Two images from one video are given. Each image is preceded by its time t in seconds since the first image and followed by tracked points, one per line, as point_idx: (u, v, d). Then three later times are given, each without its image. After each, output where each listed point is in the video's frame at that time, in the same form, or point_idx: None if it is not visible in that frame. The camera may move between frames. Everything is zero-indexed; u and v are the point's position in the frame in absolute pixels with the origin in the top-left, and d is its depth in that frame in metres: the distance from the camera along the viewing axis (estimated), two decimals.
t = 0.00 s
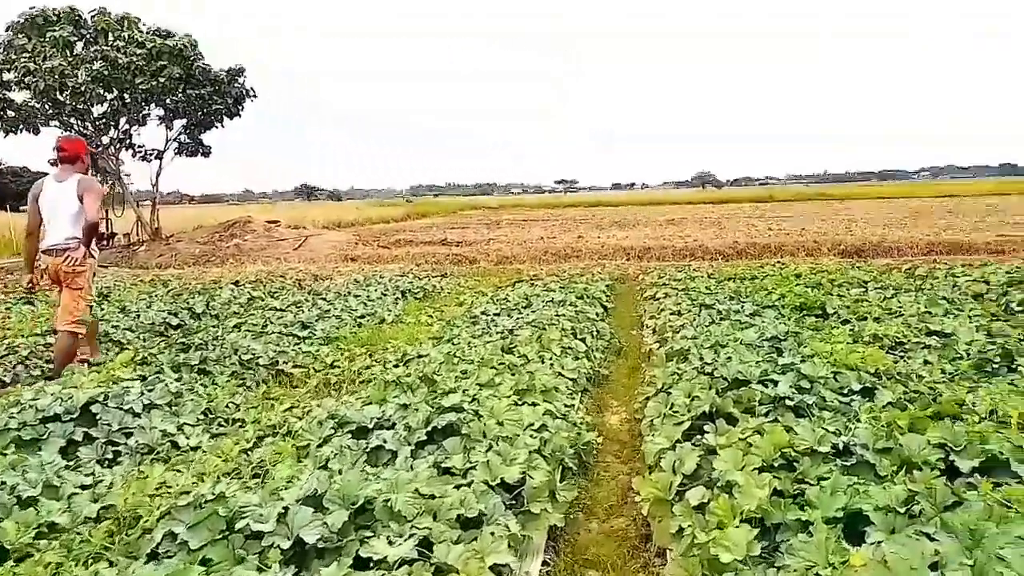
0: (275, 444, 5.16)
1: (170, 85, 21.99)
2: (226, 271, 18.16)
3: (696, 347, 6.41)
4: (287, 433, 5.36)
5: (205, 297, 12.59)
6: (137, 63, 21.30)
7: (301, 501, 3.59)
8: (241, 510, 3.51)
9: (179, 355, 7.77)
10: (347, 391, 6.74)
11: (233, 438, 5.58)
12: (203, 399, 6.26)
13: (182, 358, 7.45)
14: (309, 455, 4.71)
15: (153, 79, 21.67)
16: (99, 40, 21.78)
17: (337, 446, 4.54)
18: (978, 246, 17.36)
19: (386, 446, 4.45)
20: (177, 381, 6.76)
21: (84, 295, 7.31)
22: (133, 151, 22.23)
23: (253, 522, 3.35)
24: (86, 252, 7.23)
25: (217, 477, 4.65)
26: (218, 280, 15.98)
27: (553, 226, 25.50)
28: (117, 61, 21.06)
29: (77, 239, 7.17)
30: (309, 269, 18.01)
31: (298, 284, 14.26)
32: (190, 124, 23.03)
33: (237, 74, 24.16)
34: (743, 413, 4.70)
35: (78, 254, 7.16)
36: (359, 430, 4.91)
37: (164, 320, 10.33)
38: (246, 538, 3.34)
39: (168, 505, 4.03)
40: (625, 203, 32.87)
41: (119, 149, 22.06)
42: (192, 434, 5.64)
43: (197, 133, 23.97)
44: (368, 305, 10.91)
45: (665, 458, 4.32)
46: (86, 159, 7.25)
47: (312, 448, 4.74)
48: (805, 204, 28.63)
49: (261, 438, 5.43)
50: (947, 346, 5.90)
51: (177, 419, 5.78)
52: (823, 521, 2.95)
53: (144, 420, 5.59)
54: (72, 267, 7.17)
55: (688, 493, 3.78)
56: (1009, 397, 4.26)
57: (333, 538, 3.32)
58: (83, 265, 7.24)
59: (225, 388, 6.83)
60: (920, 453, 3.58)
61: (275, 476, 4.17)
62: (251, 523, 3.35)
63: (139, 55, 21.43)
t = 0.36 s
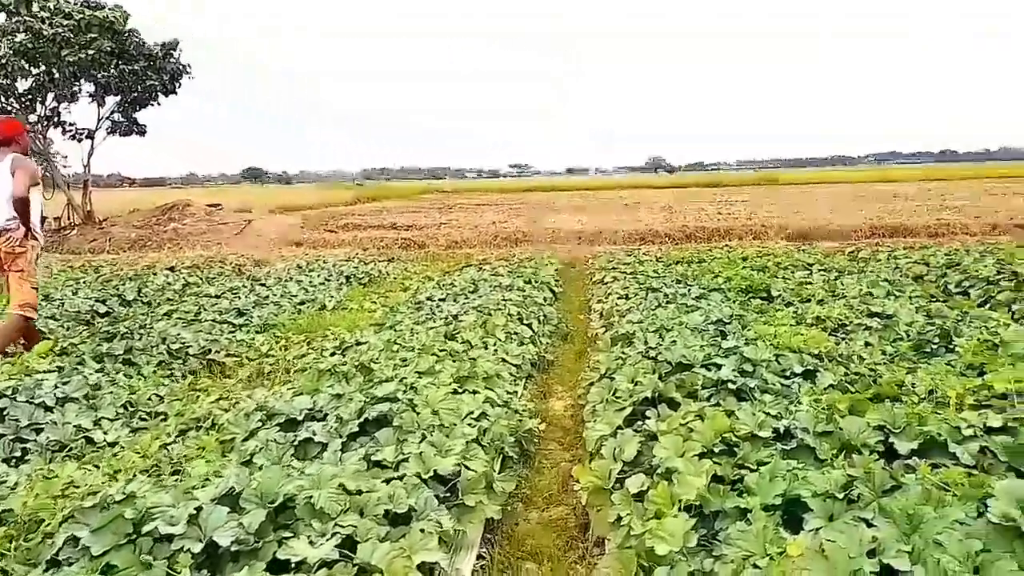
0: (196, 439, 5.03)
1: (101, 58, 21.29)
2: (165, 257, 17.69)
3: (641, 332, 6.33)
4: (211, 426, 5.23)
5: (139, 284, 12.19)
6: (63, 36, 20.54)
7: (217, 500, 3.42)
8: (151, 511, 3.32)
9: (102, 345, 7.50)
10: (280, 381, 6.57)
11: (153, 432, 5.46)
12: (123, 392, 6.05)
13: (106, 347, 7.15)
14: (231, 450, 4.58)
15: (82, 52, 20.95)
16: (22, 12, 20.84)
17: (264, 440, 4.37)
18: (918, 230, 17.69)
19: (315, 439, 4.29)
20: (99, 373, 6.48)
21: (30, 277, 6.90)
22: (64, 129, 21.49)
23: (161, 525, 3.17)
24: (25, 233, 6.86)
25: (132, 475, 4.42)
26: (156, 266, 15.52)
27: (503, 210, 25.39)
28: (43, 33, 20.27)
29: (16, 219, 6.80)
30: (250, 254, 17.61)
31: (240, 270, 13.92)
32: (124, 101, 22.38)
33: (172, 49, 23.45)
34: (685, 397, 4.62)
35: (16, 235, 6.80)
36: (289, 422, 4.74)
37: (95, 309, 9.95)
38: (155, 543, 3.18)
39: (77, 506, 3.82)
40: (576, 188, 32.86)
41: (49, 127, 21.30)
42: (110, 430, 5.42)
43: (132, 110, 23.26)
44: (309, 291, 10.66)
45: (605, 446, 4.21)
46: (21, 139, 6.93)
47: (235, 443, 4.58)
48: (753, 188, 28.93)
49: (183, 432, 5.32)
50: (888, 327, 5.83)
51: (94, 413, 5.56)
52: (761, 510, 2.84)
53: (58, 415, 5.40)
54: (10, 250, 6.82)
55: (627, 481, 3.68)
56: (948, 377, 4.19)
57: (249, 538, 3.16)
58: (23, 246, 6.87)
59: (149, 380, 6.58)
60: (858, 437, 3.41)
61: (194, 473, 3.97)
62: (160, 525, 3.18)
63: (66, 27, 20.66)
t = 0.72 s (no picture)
0: (137, 434, 4.47)
1: (51, 44, 20.32)
2: (106, 243, 16.96)
3: (593, 321, 6.09)
4: (152, 421, 4.72)
5: (83, 270, 11.58)
6: (10, 18, 19.53)
7: (146, 508, 3.09)
8: (77, 519, 2.99)
9: (44, 334, 7.01)
10: (225, 374, 6.13)
11: (92, 425, 4.87)
12: (61, 384, 5.47)
13: (47, 337, 6.74)
14: (170, 448, 4.09)
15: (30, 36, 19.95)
16: None
17: (198, 438, 3.98)
18: (866, 216, 17.84)
19: (255, 438, 3.92)
20: (38, 364, 6.01)
21: None
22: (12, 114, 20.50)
23: (86, 536, 2.84)
24: None
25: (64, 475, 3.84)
26: (101, 252, 14.89)
27: (455, 196, 25.05)
28: None
29: None
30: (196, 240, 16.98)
31: (183, 256, 13.36)
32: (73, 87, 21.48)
33: (119, 33, 22.60)
34: (641, 392, 4.38)
35: None
36: (228, 419, 4.33)
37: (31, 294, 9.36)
38: (78, 557, 2.85)
39: None
40: (528, 174, 32.61)
41: None
42: (45, 426, 4.87)
43: (79, 95, 22.34)
44: (255, 278, 10.21)
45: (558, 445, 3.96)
46: None
47: (173, 441, 4.10)
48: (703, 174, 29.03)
49: (121, 428, 4.74)
50: (846, 317, 5.73)
51: (30, 408, 5.03)
52: (727, 521, 2.64)
53: None
54: None
55: (583, 486, 3.45)
56: (913, 371, 4.07)
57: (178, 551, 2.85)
58: None
59: (88, 371, 6.06)
60: (826, 437, 3.34)
61: (126, 473, 3.56)
62: (83, 536, 2.84)
63: (14, 10, 19.63)
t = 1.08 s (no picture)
0: (116, 446, 4.09)
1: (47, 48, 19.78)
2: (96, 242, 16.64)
3: (588, 327, 5.86)
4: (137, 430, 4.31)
5: (72, 268, 11.22)
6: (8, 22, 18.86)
7: (119, 530, 2.75)
8: (46, 541, 2.68)
9: (30, 335, 6.62)
10: (211, 380, 5.85)
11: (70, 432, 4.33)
12: (40, 389, 4.91)
13: (33, 338, 6.39)
14: (151, 460, 3.76)
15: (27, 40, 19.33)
16: None
17: (175, 449, 3.66)
18: (862, 219, 17.75)
19: (238, 451, 3.61)
20: (21, 367, 5.64)
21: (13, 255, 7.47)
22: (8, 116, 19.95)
23: (53, 560, 2.53)
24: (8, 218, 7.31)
25: (35, 490, 3.42)
26: (88, 251, 14.56)
27: (445, 196, 24.81)
28: None
29: None
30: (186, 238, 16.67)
31: (170, 256, 13.05)
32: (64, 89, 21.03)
33: (110, 36, 22.40)
34: (641, 406, 4.13)
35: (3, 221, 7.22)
36: (210, 429, 4.00)
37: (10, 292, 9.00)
38: None
39: None
40: (518, 173, 32.35)
41: None
42: (24, 433, 4.25)
43: (71, 96, 21.94)
44: (243, 279, 9.94)
45: (553, 459, 3.70)
46: None
47: (155, 451, 3.77)
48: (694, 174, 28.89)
49: (100, 436, 4.31)
50: (852, 326, 5.58)
51: (9, 412, 4.40)
52: (743, 557, 2.43)
53: None
54: None
55: (581, 507, 3.20)
56: (929, 387, 4.03)
57: None
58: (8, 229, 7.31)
59: (69, 374, 5.65)
60: (844, 460, 3.23)
61: (101, 488, 3.23)
62: (50, 561, 2.53)
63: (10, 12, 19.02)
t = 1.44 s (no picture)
0: (136, 469, 3.88)
1: (78, 58, 20.01)
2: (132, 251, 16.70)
3: (630, 348, 5.62)
4: (160, 453, 4.17)
5: (102, 279, 11.20)
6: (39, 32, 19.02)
7: (135, 565, 2.58)
8: None
9: (53, 347, 6.45)
10: (237, 399, 5.72)
11: (90, 455, 4.18)
12: (61, 407, 4.81)
13: (57, 351, 6.18)
14: (173, 485, 3.65)
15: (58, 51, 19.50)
16: None
17: (198, 474, 3.51)
18: (909, 235, 17.30)
19: (263, 478, 3.42)
20: (42, 383, 5.50)
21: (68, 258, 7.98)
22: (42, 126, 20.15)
23: None
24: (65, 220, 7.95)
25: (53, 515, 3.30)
26: (121, 261, 14.60)
27: (479, 208, 24.69)
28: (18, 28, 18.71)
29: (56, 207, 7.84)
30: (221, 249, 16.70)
31: (202, 267, 13.02)
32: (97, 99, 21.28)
33: (149, 47, 22.58)
34: (689, 436, 3.90)
35: (61, 223, 7.87)
36: (235, 454, 3.84)
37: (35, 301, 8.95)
38: None
39: None
40: (552, 186, 32.12)
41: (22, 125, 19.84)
42: (43, 454, 4.12)
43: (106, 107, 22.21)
44: (273, 292, 9.84)
45: (596, 492, 3.49)
46: (44, 139, 7.81)
47: (176, 476, 3.65)
48: (731, 188, 28.48)
49: (121, 458, 4.18)
50: (912, 351, 5.34)
51: (27, 433, 4.28)
52: None
53: None
54: (53, 235, 7.81)
55: (628, 545, 2.99)
56: (1001, 422, 3.90)
57: None
58: (64, 232, 7.93)
59: (90, 391, 5.51)
60: (915, 500, 3.10)
61: (119, 516, 3.10)
62: None
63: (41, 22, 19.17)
